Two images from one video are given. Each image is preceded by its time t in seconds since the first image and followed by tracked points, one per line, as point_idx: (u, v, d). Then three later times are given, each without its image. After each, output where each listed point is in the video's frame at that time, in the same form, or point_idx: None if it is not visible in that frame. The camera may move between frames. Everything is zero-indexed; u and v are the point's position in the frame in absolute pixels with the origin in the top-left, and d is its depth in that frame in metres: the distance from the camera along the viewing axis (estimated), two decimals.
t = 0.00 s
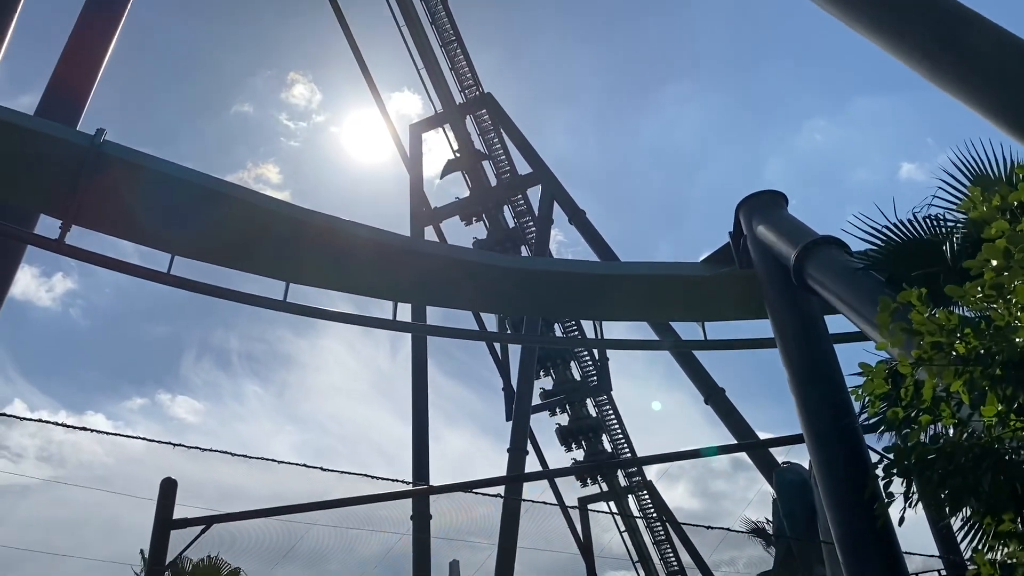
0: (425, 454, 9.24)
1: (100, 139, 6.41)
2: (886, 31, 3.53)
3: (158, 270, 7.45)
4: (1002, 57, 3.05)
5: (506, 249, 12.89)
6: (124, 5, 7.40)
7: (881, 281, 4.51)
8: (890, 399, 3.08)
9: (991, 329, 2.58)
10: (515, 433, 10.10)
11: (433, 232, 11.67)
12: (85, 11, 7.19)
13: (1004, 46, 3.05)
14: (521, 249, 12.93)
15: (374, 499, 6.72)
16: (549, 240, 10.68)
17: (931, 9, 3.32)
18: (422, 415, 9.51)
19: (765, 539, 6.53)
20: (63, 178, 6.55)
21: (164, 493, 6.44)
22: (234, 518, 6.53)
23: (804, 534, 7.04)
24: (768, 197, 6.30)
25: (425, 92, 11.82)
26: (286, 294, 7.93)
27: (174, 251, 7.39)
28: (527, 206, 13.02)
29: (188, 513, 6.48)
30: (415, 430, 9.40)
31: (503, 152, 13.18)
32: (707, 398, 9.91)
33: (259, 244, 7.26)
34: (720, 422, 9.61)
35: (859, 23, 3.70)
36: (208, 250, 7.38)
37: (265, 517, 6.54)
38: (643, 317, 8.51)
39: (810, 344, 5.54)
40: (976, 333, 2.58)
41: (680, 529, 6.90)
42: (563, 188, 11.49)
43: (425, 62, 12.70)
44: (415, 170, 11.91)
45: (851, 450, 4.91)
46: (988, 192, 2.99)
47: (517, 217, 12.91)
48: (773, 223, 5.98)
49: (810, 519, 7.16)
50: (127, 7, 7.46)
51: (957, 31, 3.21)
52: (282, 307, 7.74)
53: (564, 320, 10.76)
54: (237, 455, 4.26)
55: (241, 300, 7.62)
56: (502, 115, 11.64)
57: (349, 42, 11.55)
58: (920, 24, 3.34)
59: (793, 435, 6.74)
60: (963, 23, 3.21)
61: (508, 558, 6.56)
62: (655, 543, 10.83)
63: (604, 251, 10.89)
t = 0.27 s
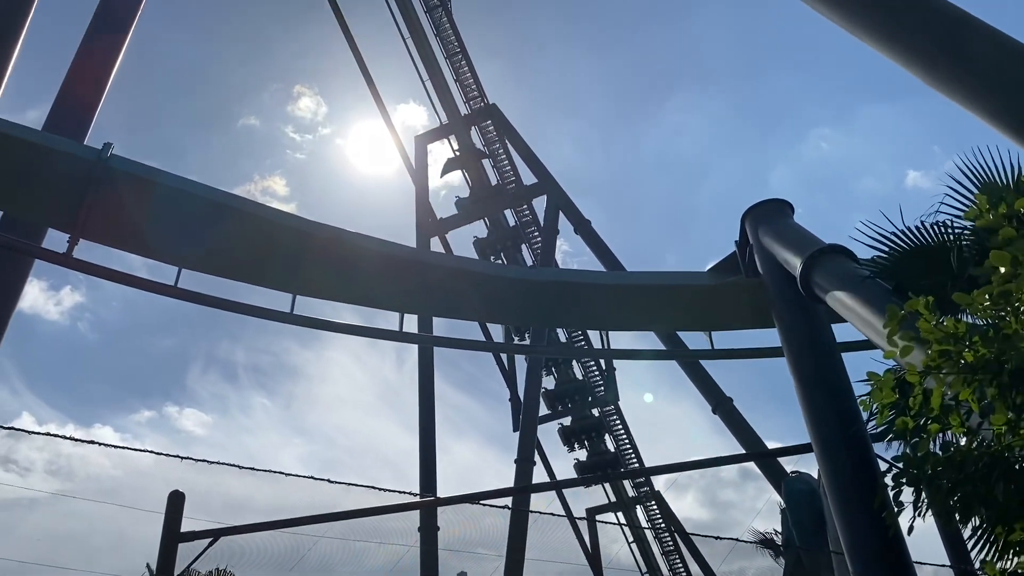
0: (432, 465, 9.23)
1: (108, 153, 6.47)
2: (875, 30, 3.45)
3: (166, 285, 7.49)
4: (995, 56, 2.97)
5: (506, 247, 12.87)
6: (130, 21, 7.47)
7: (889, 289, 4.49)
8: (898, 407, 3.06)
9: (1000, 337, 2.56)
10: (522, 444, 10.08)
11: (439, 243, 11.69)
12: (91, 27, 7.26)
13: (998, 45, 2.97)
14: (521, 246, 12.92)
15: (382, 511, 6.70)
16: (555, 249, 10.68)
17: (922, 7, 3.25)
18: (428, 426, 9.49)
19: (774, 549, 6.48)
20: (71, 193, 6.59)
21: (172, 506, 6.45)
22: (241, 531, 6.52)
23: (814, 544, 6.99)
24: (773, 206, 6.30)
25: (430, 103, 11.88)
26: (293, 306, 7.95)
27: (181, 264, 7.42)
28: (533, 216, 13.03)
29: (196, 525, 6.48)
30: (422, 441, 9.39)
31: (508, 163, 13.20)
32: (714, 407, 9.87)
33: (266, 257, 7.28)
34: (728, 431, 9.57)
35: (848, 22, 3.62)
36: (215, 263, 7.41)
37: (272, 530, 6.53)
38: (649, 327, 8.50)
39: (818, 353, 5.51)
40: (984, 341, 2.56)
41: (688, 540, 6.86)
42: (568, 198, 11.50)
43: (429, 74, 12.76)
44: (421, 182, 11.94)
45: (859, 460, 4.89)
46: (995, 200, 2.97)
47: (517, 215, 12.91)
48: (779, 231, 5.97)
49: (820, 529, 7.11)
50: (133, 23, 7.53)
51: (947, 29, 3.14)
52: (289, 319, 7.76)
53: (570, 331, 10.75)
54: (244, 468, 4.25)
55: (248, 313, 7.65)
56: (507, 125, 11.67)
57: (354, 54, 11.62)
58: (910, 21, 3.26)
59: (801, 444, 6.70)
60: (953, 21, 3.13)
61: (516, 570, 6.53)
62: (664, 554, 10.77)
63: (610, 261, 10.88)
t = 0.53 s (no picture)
0: (439, 478, 9.20)
1: (115, 168, 6.51)
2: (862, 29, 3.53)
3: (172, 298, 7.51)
4: (978, 50, 3.03)
5: (507, 245, 12.84)
6: (137, 37, 7.54)
7: (896, 298, 4.48)
8: (907, 417, 3.04)
9: (1008, 346, 2.54)
10: (530, 456, 10.05)
11: (445, 255, 11.71)
12: (98, 43, 7.32)
13: (980, 40, 3.04)
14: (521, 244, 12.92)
15: (389, 524, 6.68)
16: (562, 260, 10.67)
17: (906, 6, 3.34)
18: (436, 438, 9.48)
19: (784, 561, 6.43)
20: (79, 208, 6.63)
21: (180, 519, 6.44)
22: (248, 545, 6.51)
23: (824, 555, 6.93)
24: (779, 215, 6.29)
25: (436, 116, 11.93)
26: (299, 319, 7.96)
27: (188, 278, 7.45)
28: (538, 227, 13.03)
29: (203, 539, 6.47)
30: (430, 453, 9.37)
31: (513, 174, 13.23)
32: (722, 417, 9.83)
33: (272, 270, 7.31)
34: (737, 442, 9.51)
35: (835, 20, 3.70)
36: (221, 276, 7.43)
37: (279, 543, 6.52)
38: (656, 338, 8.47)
39: (826, 362, 5.49)
40: (992, 351, 2.54)
41: (698, 551, 6.82)
42: (574, 208, 11.51)
43: (435, 86, 12.82)
44: (426, 194, 11.97)
45: (869, 470, 4.85)
46: (1002, 208, 2.96)
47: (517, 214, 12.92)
48: (786, 241, 5.96)
49: (830, 540, 7.05)
50: (140, 40, 7.60)
51: (931, 26, 3.21)
52: (295, 332, 7.77)
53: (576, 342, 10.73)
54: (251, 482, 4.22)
55: (255, 326, 7.66)
56: (512, 137, 11.70)
57: (361, 68, 11.70)
58: (895, 19, 3.35)
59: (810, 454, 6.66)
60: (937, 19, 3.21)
61: None
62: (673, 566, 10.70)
63: (616, 271, 10.87)
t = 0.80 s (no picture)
0: (447, 490, 9.18)
1: (124, 183, 6.55)
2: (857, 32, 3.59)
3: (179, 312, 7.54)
4: (969, 50, 3.08)
5: (507, 245, 12.79)
6: (143, 54, 7.60)
7: (904, 307, 4.46)
8: (917, 427, 3.02)
9: (1019, 355, 2.53)
10: (537, 468, 10.01)
11: (451, 266, 11.72)
12: (106, 60, 7.38)
13: (972, 41, 3.09)
14: (521, 243, 12.90)
15: (397, 536, 6.66)
16: (568, 271, 10.67)
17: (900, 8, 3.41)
18: (443, 450, 9.46)
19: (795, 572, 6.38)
20: (87, 223, 6.67)
21: (188, 533, 6.44)
22: (256, 558, 6.49)
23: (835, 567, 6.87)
24: (785, 224, 6.28)
25: (442, 129, 11.98)
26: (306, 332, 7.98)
27: (194, 291, 7.47)
28: (545, 238, 13.02)
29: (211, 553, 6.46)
30: (437, 466, 9.35)
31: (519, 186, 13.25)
32: (730, 428, 9.78)
33: (280, 283, 7.33)
34: (746, 452, 9.46)
35: (833, 26, 3.76)
36: (228, 290, 7.46)
37: (288, 557, 6.50)
38: (663, 349, 8.45)
39: (833, 372, 5.46)
40: (1002, 360, 2.53)
41: (708, 563, 6.76)
42: (580, 220, 11.52)
43: (440, 99, 12.89)
44: (432, 206, 12.00)
45: (879, 481, 4.81)
46: (1009, 217, 2.95)
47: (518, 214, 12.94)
48: (792, 250, 5.95)
49: (841, 551, 6.99)
50: (147, 57, 7.66)
51: (925, 28, 3.27)
52: (301, 344, 7.78)
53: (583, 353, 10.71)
54: (256, 495, 4.30)
55: (261, 339, 7.68)
56: (518, 149, 11.74)
57: (367, 82, 11.77)
58: (891, 22, 3.41)
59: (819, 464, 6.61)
60: (931, 22, 3.27)
61: None
62: None
63: (623, 282, 10.87)
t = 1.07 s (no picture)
0: (455, 503, 9.14)
1: (132, 199, 6.59)
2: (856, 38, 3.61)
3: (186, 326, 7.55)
4: (968, 59, 3.08)
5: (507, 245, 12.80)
6: (151, 71, 7.66)
7: (912, 317, 4.43)
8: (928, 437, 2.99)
9: None
10: (546, 480, 9.97)
11: (458, 278, 11.74)
12: (113, 77, 7.44)
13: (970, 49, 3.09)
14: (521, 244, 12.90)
15: (405, 550, 6.63)
16: (575, 283, 10.66)
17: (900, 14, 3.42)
18: (451, 463, 9.44)
19: None
20: (95, 239, 6.70)
21: (196, 548, 6.43)
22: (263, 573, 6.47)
23: None
24: (792, 235, 6.26)
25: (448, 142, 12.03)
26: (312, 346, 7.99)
27: (200, 305, 7.49)
28: (551, 249, 13.03)
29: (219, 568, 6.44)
30: (445, 479, 9.32)
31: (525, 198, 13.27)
32: (738, 438, 9.73)
33: (286, 297, 7.35)
34: (754, 463, 9.41)
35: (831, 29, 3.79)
36: (235, 304, 7.48)
37: (295, 571, 6.48)
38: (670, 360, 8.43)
39: (842, 383, 5.43)
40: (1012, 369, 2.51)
41: None
42: (586, 231, 11.53)
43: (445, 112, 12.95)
44: (438, 218, 12.03)
45: (891, 493, 4.77)
46: (1018, 226, 2.94)
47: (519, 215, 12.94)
48: (799, 260, 5.93)
49: (852, 563, 6.92)
50: (154, 73, 7.72)
51: (923, 35, 3.28)
52: (308, 358, 7.78)
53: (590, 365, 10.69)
54: (264, 510, 4.48)
55: (268, 353, 7.68)
56: (524, 161, 11.77)
57: (373, 97, 11.84)
58: (890, 29, 3.43)
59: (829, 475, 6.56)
60: (929, 28, 3.28)
61: None
62: None
63: (630, 293, 10.86)
